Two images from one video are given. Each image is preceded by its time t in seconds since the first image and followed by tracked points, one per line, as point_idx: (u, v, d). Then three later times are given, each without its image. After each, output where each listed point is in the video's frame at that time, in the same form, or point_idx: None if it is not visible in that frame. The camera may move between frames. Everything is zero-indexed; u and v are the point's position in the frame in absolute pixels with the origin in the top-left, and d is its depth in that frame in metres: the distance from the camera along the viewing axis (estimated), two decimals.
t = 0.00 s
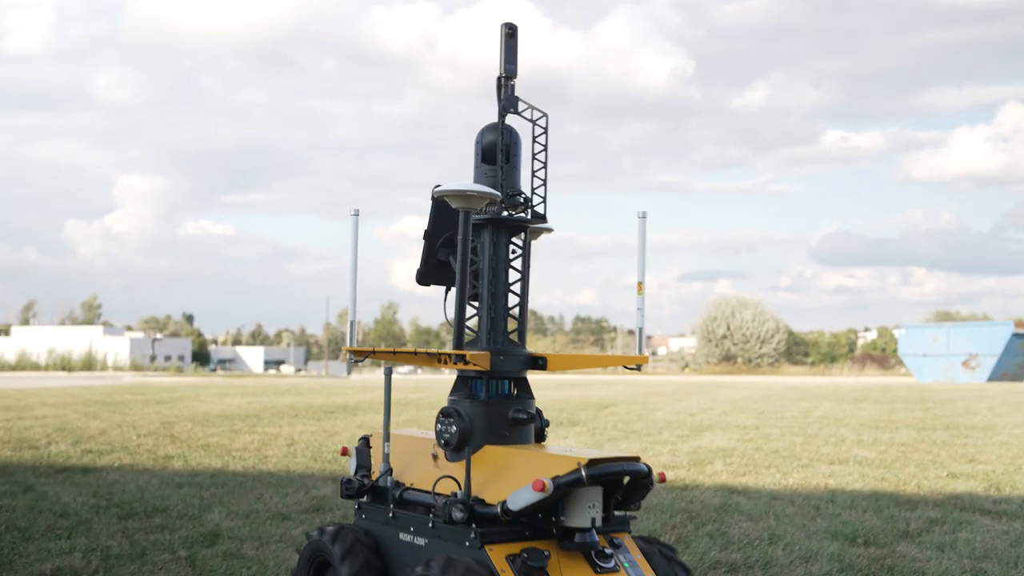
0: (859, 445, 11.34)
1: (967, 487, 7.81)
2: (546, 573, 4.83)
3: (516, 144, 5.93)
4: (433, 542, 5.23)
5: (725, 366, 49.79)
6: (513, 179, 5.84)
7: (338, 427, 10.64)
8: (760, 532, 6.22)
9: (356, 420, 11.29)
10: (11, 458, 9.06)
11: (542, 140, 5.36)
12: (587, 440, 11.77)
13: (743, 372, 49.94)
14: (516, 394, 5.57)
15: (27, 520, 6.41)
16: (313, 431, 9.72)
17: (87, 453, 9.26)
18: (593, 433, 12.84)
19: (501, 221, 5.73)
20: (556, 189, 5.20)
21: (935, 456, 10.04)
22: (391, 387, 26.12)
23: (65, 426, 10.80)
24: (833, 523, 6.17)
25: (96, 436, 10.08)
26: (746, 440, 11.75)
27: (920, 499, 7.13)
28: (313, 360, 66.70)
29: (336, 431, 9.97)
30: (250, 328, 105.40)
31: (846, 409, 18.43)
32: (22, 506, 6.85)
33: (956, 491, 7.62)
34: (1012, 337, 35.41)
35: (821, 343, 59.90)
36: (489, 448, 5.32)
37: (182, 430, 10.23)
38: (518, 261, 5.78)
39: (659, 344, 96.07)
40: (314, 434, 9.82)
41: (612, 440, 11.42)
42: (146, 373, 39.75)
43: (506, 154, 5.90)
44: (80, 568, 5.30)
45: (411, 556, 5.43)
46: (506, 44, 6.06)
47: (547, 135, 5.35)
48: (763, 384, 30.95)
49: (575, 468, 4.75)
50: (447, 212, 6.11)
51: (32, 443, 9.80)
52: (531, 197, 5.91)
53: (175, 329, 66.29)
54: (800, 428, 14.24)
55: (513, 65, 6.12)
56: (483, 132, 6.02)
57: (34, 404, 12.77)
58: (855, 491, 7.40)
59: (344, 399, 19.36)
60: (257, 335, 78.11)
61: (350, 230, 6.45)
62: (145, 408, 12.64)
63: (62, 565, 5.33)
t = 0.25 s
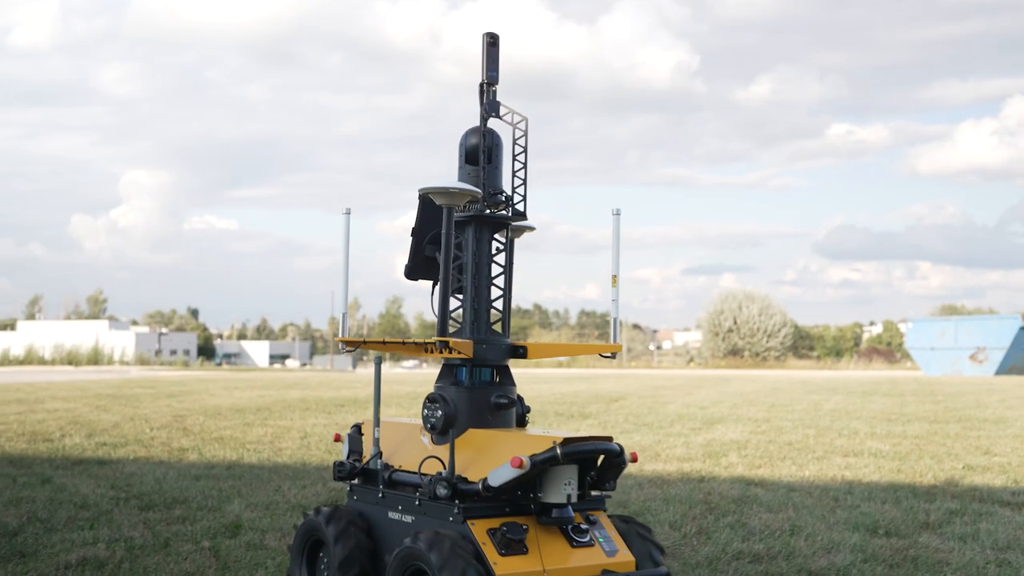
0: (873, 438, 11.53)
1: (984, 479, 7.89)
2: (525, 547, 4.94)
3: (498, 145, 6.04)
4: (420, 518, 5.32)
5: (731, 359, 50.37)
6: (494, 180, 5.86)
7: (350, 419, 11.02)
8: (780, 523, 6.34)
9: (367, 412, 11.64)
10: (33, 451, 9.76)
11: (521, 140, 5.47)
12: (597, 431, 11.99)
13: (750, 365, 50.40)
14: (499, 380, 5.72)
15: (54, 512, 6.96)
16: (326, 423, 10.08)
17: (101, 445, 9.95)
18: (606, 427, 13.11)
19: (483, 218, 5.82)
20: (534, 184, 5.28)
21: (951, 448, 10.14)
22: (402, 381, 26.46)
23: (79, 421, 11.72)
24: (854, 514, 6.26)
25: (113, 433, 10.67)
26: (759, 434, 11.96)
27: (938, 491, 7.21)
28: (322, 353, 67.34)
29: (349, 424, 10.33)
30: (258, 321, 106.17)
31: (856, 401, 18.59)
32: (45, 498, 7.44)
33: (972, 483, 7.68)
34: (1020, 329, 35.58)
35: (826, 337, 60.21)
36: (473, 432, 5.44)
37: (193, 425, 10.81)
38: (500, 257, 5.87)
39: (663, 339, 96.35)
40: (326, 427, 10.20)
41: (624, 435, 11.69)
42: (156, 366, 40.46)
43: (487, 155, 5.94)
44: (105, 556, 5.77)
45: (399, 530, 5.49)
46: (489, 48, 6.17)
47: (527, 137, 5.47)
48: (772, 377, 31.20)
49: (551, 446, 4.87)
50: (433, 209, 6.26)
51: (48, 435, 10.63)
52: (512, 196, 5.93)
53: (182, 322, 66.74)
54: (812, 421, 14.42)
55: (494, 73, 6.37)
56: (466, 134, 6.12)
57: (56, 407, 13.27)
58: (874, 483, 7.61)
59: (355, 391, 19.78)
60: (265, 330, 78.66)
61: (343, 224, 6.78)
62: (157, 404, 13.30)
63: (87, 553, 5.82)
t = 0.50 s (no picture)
0: (894, 435, 11.62)
1: (1008, 476, 7.90)
2: (506, 531, 5.18)
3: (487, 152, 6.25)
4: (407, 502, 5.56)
5: (746, 358, 50.80)
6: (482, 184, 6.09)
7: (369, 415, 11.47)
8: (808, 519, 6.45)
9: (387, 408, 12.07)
10: (56, 448, 10.70)
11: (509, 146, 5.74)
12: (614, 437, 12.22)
13: (765, 363, 50.65)
14: (485, 373, 5.97)
15: (79, 509, 7.70)
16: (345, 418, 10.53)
17: (122, 441, 10.67)
18: (625, 425, 13.35)
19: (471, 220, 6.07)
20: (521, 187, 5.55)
21: (974, 446, 10.16)
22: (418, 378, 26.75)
23: (99, 419, 12.47)
24: (880, 511, 6.32)
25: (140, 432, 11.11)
26: (778, 434, 12.10)
27: (964, 488, 7.23)
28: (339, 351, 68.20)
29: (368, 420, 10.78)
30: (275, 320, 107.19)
31: (875, 399, 18.63)
32: (71, 494, 8.29)
33: (997, 480, 7.67)
34: None
35: (842, 335, 60.20)
36: (461, 423, 5.69)
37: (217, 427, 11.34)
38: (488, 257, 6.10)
39: (676, 338, 96.19)
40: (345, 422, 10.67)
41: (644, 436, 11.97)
42: (179, 364, 41.28)
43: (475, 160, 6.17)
44: (135, 553, 6.23)
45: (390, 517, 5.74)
46: (478, 57, 6.42)
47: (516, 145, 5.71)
48: (792, 376, 31.35)
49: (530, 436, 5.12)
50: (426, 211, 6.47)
51: (70, 433, 11.52)
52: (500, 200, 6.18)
53: (199, 320, 67.31)
54: (832, 419, 14.49)
55: (485, 81, 6.60)
56: (457, 141, 6.34)
57: (80, 409, 13.78)
58: (898, 479, 7.70)
59: (375, 389, 20.23)
60: (283, 329, 79.24)
61: (337, 227, 6.97)
62: (178, 402, 13.85)
63: (119, 550, 6.27)
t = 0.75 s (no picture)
0: (920, 432, 11.66)
1: None
2: (483, 515, 5.50)
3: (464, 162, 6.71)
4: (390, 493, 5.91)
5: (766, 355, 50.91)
6: (460, 192, 6.55)
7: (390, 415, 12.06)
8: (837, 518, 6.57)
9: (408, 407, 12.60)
10: (83, 446, 11.52)
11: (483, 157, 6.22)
12: (632, 442, 12.48)
13: (785, 361, 50.67)
14: (465, 369, 6.39)
15: (114, 507, 8.74)
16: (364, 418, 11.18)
17: (152, 436, 11.60)
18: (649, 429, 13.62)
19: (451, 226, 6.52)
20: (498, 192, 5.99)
21: (1000, 443, 10.13)
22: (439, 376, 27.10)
23: (125, 415, 13.31)
24: (908, 509, 6.38)
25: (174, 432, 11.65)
26: (801, 434, 12.26)
27: (990, 487, 7.23)
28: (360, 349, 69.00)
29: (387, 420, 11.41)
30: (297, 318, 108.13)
31: (899, 397, 18.60)
32: (100, 491, 9.28)
33: None
34: None
35: (862, 334, 59.98)
36: (441, 415, 6.09)
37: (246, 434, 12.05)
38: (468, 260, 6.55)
39: (694, 337, 95.81)
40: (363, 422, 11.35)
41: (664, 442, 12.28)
42: (204, 362, 42.07)
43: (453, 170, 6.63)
44: (166, 549, 7.05)
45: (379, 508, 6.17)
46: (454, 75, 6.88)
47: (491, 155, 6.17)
48: (818, 373, 31.29)
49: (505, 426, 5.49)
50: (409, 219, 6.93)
51: (96, 430, 12.35)
52: (477, 207, 6.64)
53: (220, 317, 68.13)
54: (856, 416, 14.53)
55: (462, 95, 7.06)
56: (436, 153, 6.80)
57: (107, 408, 14.29)
58: (926, 479, 7.66)
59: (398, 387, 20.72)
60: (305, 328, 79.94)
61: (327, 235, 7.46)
62: (198, 399, 14.21)
63: (150, 545, 7.16)
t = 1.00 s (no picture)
0: (956, 431, 11.64)
1: None
2: (482, 500, 6.27)
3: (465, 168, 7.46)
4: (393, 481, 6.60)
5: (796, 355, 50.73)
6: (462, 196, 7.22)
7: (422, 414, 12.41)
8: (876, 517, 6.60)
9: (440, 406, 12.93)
10: (120, 443, 11.71)
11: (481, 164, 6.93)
12: (661, 448, 12.72)
13: (815, 360, 50.41)
14: (466, 365, 7.14)
15: (153, 504, 8.95)
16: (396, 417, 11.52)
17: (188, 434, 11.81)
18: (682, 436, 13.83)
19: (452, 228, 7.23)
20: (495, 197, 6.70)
21: None
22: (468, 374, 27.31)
23: (161, 413, 13.53)
24: (949, 508, 6.38)
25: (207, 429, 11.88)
26: (834, 435, 12.35)
27: None
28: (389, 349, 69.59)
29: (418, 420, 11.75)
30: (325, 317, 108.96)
31: (934, 395, 18.50)
32: (139, 488, 9.46)
33: None
34: None
35: (893, 332, 59.46)
36: (445, 407, 6.82)
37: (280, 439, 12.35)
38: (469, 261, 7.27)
39: (723, 336, 95.35)
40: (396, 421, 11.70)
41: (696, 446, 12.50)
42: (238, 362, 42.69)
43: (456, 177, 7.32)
44: (207, 545, 7.69)
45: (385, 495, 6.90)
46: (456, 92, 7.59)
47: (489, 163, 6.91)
48: (851, 372, 31.12)
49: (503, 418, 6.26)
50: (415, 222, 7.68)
51: (132, 429, 12.52)
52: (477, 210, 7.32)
53: (251, 317, 68.93)
54: (891, 415, 14.49)
55: (464, 106, 7.83)
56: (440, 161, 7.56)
57: (141, 406, 14.60)
58: (965, 478, 7.61)
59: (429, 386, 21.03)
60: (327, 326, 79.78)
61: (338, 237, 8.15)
62: (231, 396, 14.49)
63: (192, 542, 7.80)
